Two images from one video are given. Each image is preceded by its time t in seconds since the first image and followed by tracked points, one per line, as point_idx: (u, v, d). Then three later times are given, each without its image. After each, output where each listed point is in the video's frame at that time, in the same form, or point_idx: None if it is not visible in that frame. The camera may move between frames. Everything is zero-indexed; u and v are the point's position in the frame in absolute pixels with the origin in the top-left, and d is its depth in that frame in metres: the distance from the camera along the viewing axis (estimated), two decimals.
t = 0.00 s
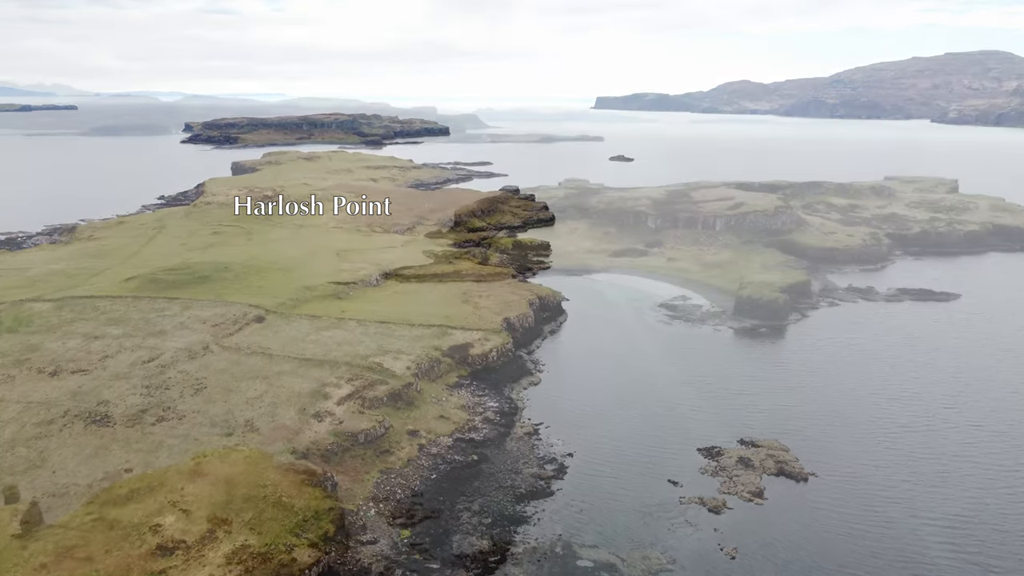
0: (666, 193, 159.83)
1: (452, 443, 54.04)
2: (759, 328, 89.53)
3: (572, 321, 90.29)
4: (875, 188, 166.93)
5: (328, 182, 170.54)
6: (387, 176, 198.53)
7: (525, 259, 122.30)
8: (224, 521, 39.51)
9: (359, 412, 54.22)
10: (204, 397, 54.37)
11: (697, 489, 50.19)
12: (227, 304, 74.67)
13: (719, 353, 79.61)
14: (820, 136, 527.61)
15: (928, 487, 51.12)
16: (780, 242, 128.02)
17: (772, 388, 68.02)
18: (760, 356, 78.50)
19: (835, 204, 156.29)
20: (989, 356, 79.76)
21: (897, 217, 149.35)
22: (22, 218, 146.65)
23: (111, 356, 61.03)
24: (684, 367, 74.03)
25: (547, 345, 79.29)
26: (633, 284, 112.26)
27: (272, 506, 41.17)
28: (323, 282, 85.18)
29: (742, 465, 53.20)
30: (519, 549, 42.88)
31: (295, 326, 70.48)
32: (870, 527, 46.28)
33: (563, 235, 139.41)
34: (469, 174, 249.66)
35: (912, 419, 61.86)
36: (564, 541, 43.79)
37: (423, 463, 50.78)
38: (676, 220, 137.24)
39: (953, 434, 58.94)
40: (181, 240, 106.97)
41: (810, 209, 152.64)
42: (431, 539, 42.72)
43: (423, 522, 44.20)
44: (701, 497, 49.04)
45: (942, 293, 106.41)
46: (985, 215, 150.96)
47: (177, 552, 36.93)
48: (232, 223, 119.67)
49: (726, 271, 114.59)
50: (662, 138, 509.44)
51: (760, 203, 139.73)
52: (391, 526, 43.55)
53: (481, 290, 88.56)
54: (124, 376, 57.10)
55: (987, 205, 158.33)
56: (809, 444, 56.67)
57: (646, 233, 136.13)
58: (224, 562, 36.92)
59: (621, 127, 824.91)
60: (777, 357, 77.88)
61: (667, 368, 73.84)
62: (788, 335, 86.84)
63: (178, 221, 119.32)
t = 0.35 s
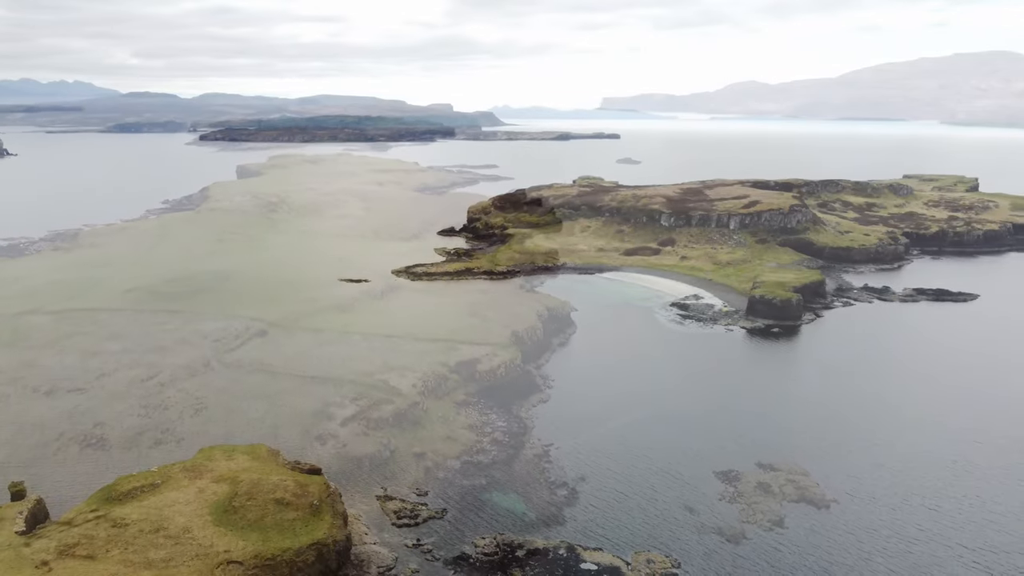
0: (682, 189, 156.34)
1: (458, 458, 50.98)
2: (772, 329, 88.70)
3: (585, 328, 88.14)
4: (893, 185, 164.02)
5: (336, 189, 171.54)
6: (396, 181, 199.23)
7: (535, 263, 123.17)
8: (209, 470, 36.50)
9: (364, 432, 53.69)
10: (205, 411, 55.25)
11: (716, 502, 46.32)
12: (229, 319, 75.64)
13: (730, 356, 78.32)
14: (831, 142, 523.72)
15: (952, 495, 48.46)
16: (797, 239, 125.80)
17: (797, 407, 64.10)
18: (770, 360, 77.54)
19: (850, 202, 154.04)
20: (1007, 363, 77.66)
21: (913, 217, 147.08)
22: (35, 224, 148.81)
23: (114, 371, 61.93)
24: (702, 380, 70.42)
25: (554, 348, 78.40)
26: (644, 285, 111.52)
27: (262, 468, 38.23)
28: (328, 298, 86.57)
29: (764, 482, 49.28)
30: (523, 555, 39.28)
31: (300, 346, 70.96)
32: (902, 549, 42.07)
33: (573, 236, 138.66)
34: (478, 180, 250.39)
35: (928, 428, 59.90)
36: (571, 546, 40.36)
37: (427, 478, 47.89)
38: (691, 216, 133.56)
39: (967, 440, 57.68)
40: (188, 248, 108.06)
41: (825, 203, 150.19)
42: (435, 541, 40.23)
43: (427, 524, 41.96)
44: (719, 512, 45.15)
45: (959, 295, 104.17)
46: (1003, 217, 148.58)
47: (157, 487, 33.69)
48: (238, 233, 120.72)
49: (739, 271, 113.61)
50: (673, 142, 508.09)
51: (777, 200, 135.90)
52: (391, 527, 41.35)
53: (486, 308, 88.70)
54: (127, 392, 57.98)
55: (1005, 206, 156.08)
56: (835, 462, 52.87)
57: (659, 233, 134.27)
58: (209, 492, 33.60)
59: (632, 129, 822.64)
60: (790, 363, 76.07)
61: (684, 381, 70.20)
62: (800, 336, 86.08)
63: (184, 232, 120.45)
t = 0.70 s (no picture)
0: (699, 187, 154.41)
1: (465, 462, 50.63)
2: (787, 329, 87.71)
3: (597, 331, 87.53)
4: (914, 184, 161.34)
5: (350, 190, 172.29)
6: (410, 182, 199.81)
7: (550, 262, 123.02)
8: (214, 468, 36.64)
9: (372, 438, 53.93)
10: (216, 411, 55.52)
11: (725, 508, 45.51)
12: (241, 335, 77.05)
13: (745, 357, 77.45)
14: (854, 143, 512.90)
15: (969, 503, 47.40)
16: (815, 239, 124.10)
17: (811, 411, 62.82)
18: (785, 360, 76.68)
19: (869, 201, 151.97)
20: None
21: (933, 216, 144.94)
22: (55, 226, 150.86)
23: (126, 371, 62.42)
24: (715, 383, 69.37)
25: (563, 353, 78.21)
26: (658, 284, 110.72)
27: (267, 467, 38.28)
28: (339, 316, 87.78)
29: (775, 489, 48.36)
30: (526, 558, 38.86)
31: (313, 355, 71.82)
32: (915, 559, 41.03)
33: (587, 234, 137.97)
34: (493, 183, 250.28)
35: (947, 434, 58.67)
36: (575, 549, 39.83)
37: (434, 481, 47.57)
38: (707, 215, 131.10)
39: (984, 445, 56.68)
40: (202, 271, 109.97)
41: (843, 203, 148.39)
42: (440, 543, 40.07)
43: (431, 524, 41.88)
44: (727, 518, 44.35)
45: (979, 296, 102.42)
46: None
47: (162, 485, 33.83)
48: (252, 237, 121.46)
49: (756, 271, 112.28)
50: (690, 143, 503.25)
51: (795, 199, 133.82)
52: (396, 527, 41.35)
53: (497, 321, 89.29)
54: (138, 388, 58.27)
55: None
56: (849, 469, 51.71)
57: (675, 231, 133.17)
58: (213, 492, 33.70)
59: (649, 129, 817.38)
60: (805, 366, 75.01)
61: (697, 383, 69.21)
62: (816, 337, 85.17)
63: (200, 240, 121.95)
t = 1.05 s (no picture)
0: (716, 186, 152.96)
1: (474, 462, 50.52)
2: (805, 330, 86.47)
3: (611, 331, 86.89)
4: (937, 182, 158.48)
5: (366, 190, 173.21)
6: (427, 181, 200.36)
7: (565, 260, 122.41)
8: (221, 466, 36.76)
9: (383, 436, 54.01)
10: (227, 410, 55.75)
11: (734, 512, 44.92)
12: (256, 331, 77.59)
13: (761, 358, 76.41)
14: (875, 140, 507.04)
15: (986, 509, 46.38)
16: (834, 238, 122.29)
17: (827, 414, 61.88)
18: (802, 362, 75.51)
19: (891, 199, 149.57)
20: None
21: (956, 216, 142.31)
22: (78, 223, 153.25)
23: (141, 368, 62.94)
24: (729, 384, 68.60)
25: (576, 353, 77.74)
26: (674, 283, 109.70)
27: (275, 465, 38.35)
28: (353, 315, 87.92)
29: (786, 492, 47.74)
30: (533, 561, 38.63)
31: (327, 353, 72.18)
32: (929, 567, 40.19)
33: (603, 233, 137.16)
34: (510, 180, 249.97)
35: (966, 438, 57.48)
36: (581, 552, 39.52)
37: (442, 480, 47.53)
38: (725, 214, 130.36)
39: (1005, 451, 55.41)
40: (219, 268, 110.84)
41: (864, 201, 146.19)
42: (446, 543, 39.96)
43: (438, 525, 41.79)
44: (736, 522, 43.79)
45: (1003, 297, 100.27)
46: None
47: (170, 482, 34.00)
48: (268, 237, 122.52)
49: (774, 270, 110.86)
50: (710, 140, 499.41)
51: (815, 197, 132.07)
52: (403, 527, 41.28)
53: (511, 320, 89.17)
54: (152, 386, 58.65)
55: None
56: (864, 474, 50.78)
57: (692, 230, 132.07)
58: (219, 490, 33.80)
59: (666, 128, 812.42)
60: (821, 367, 73.93)
61: (709, 384, 68.46)
62: (834, 338, 83.85)
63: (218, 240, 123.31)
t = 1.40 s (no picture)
0: (735, 184, 151.57)
1: (482, 462, 50.32)
2: (821, 331, 85.29)
3: (624, 331, 86.30)
4: (960, 182, 155.70)
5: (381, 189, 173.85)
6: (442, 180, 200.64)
7: (580, 259, 121.96)
8: (228, 464, 36.92)
9: (391, 436, 53.96)
10: (238, 408, 56.07)
11: (744, 517, 44.26)
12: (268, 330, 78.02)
13: (776, 359, 75.37)
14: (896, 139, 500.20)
15: (1005, 518, 45.25)
16: (853, 237, 120.57)
17: (842, 416, 60.92)
18: (818, 363, 74.38)
19: (912, 199, 147.30)
20: None
21: (979, 215, 139.74)
22: (98, 221, 155.48)
23: (153, 366, 63.44)
24: (742, 385, 67.84)
25: (588, 353, 77.36)
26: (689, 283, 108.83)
27: (282, 464, 38.43)
28: (366, 313, 88.23)
29: (798, 497, 46.95)
30: (538, 563, 38.34)
31: (337, 352, 72.36)
32: None
33: (619, 231, 136.49)
34: (528, 178, 249.91)
35: (985, 443, 56.20)
36: (588, 554, 39.07)
37: (449, 481, 47.37)
38: (742, 213, 129.16)
39: None
40: (235, 267, 111.86)
41: (884, 200, 144.02)
42: (451, 544, 39.79)
43: (445, 525, 41.60)
44: (746, 527, 43.12)
45: None
46: None
47: (176, 480, 34.17)
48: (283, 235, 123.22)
49: (791, 270, 109.46)
50: (732, 138, 495.01)
51: (834, 196, 130.37)
52: (409, 527, 41.16)
53: (524, 319, 88.86)
54: (163, 383, 59.11)
55: None
56: (878, 479, 49.85)
57: (708, 229, 131.22)
58: (225, 488, 33.93)
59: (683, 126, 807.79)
60: (837, 369, 72.78)
61: (722, 385, 67.75)
62: (851, 340, 82.54)
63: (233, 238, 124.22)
